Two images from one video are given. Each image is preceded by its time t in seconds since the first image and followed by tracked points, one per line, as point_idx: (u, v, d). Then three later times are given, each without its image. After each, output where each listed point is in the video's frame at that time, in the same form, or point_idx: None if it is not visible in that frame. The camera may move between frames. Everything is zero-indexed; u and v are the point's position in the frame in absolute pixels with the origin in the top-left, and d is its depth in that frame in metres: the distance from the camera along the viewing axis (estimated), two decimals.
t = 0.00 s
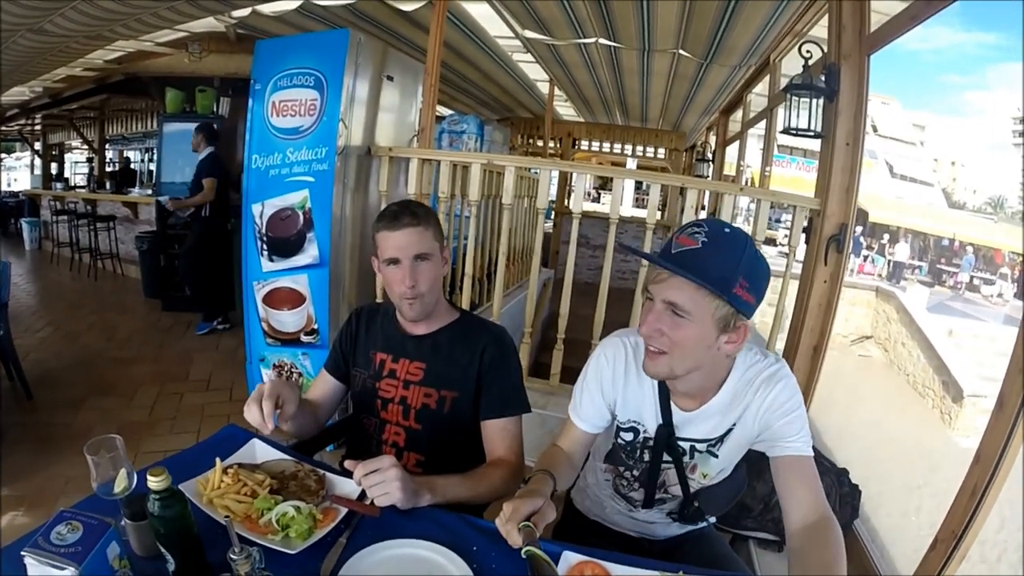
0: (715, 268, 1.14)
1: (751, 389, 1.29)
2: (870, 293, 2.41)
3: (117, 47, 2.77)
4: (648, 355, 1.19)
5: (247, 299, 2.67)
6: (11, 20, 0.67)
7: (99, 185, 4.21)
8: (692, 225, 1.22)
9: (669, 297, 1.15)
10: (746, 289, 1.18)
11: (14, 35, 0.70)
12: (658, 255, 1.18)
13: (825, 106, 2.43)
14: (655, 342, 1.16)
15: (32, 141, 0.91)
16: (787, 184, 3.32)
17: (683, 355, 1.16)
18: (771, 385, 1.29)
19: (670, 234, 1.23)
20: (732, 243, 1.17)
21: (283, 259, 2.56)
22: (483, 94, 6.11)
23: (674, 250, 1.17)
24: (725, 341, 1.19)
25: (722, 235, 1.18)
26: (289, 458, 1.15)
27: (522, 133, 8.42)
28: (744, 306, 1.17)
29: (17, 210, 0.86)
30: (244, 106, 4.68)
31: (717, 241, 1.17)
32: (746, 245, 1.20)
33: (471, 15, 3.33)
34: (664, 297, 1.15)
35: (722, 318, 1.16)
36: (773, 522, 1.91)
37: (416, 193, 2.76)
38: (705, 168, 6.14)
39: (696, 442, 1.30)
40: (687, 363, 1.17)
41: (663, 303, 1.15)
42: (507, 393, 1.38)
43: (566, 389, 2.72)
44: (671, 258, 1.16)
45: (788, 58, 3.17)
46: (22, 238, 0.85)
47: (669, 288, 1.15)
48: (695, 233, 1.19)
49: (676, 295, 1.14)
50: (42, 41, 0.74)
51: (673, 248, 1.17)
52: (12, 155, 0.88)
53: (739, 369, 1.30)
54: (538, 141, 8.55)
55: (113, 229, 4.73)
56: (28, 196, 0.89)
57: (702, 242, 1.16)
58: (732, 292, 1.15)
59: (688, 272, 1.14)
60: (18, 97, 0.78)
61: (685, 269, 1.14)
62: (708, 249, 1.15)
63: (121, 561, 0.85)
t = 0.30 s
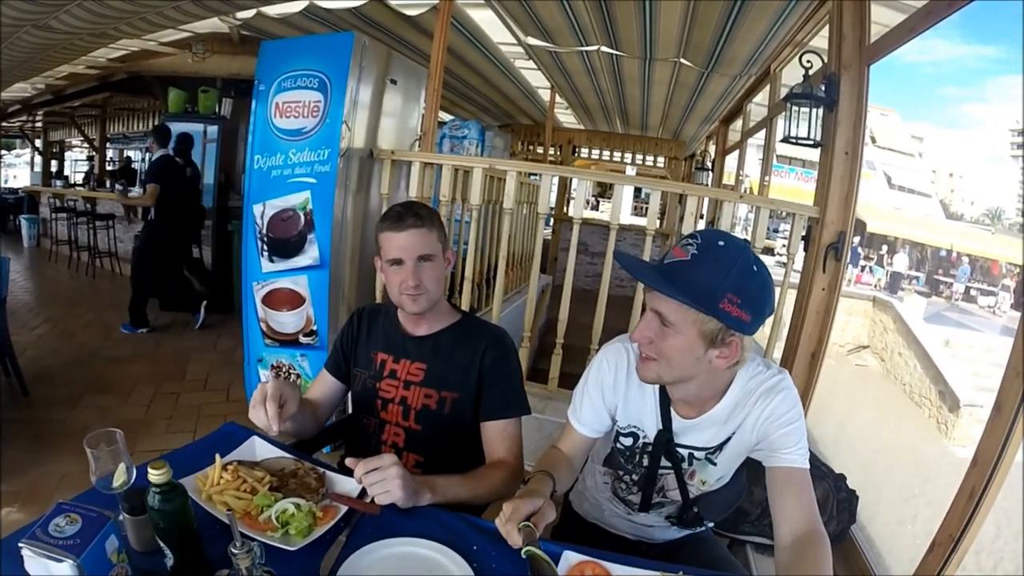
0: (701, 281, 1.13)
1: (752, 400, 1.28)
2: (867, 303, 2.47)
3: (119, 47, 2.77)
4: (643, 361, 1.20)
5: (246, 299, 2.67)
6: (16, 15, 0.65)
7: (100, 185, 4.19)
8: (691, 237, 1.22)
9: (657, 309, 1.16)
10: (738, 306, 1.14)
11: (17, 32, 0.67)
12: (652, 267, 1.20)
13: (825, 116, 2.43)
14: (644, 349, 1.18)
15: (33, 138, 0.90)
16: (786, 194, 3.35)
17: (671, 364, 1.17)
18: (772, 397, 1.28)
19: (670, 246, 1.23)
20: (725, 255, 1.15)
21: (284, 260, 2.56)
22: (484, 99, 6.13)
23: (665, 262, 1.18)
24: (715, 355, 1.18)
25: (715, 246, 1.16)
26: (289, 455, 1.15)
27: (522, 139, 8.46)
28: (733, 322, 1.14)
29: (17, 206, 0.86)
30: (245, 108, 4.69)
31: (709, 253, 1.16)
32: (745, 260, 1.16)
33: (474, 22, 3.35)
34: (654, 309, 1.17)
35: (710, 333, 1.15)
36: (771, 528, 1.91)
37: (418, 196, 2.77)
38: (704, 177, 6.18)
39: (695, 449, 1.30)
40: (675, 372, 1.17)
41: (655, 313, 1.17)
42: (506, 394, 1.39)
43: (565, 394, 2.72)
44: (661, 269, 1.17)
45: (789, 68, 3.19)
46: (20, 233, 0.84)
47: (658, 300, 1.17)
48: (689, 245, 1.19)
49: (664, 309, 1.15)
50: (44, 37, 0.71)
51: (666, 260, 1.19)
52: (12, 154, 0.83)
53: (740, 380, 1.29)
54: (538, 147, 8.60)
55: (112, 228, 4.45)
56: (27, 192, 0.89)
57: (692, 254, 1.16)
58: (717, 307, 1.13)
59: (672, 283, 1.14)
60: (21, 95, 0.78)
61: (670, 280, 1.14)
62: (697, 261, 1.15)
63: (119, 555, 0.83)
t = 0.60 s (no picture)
0: (699, 287, 1.13)
1: (754, 404, 1.28)
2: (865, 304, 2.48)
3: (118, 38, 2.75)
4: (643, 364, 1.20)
5: (244, 293, 2.65)
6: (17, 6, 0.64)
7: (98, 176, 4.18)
8: (690, 241, 1.21)
9: (657, 315, 1.16)
10: (737, 311, 1.14)
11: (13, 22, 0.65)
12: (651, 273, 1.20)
13: (828, 117, 2.41)
14: (645, 353, 1.18)
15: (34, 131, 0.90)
16: (786, 193, 3.35)
17: (672, 370, 1.17)
18: (774, 400, 1.28)
19: (669, 250, 1.22)
20: (724, 259, 1.14)
21: (282, 254, 2.55)
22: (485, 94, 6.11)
23: (664, 268, 1.18)
24: (716, 360, 1.17)
25: (713, 251, 1.15)
26: (288, 453, 1.15)
27: (522, 135, 8.45)
28: (732, 327, 1.14)
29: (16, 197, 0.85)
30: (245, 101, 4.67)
31: (707, 258, 1.15)
32: (744, 264, 1.15)
33: (476, 17, 3.34)
34: (654, 315, 1.16)
35: (710, 338, 1.15)
36: (768, 527, 1.91)
37: (418, 191, 2.76)
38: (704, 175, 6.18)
39: (696, 450, 1.30)
40: (676, 377, 1.18)
41: (654, 319, 1.16)
42: (507, 393, 1.38)
43: (563, 391, 2.72)
44: (659, 275, 1.17)
45: (791, 67, 3.19)
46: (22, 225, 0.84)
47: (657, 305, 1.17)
48: (687, 250, 1.18)
49: (664, 316, 1.15)
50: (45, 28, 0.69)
51: (664, 266, 1.19)
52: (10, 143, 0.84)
53: (742, 384, 1.29)
54: (538, 143, 8.60)
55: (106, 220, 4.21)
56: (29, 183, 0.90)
57: (690, 260, 1.15)
58: (716, 313, 1.12)
59: (671, 289, 1.13)
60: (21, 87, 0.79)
61: (669, 286, 1.14)
62: (695, 267, 1.14)
63: (117, 554, 0.83)
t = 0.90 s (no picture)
0: (715, 296, 1.14)
1: (758, 419, 1.29)
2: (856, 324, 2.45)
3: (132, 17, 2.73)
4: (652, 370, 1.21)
5: (243, 279, 2.64)
6: None
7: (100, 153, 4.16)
8: (709, 251, 1.22)
9: (671, 321, 1.17)
10: (750, 323, 1.15)
11: None
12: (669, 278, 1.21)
13: (835, 138, 2.47)
14: (655, 359, 1.19)
15: (38, 104, 0.82)
16: (786, 211, 3.39)
17: (680, 377, 1.18)
18: (779, 415, 1.30)
19: (688, 259, 1.24)
20: (741, 271, 1.15)
21: (282, 242, 2.54)
22: (492, 95, 6.13)
23: (681, 275, 1.19)
24: (724, 369, 1.19)
25: (732, 262, 1.17)
26: (287, 443, 1.14)
27: (526, 137, 8.47)
28: (744, 339, 1.14)
29: (15, 169, 0.78)
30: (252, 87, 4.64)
31: (725, 269, 1.16)
32: (761, 278, 1.16)
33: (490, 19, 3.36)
34: (669, 321, 1.17)
35: (721, 348, 1.16)
36: (758, 539, 1.92)
37: (424, 187, 2.76)
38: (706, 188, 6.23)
39: (695, 459, 1.31)
40: (683, 385, 1.19)
41: (671, 325, 1.17)
42: (509, 393, 1.39)
43: (558, 395, 2.73)
44: (676, 282, 1.18)
45: (801, 87, 3.23)
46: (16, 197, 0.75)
47: (672, 311, 1.18)
48: (706, 260, 1.19)
49: (678, 321, 1.16)
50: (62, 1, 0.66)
51: (682, 273, 1.20)
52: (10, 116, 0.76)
53: (748, 397, 1.30)
54: (541, 146, 8.64)
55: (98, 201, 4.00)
56: (25, 156, 0.82)
57: (709, 269, 1.16)
58: (729, 323, 1.13)
59: (687, 296, 1.15)
60: (26, 58, 0.73)
61: (684, 293, 1.15)
62: (712, 277, 1.15)
63: (114, 538, 0.80)
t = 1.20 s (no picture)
0: (717, 298, 1.14)
1: (759, 414, 1.30)
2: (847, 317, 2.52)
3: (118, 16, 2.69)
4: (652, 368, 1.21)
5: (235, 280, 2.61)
6: None
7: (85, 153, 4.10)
8: (708, 251, 1.22)
9: (671, 321, 1.17)
10: (751, 324, 1.15)
11: None
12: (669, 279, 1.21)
13: (827, 133, 2.44)
14: (655, 359, 1.20)
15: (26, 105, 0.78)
16: (778, 206, 3.41)
17: (680, 376, 1.19)
18: (780, 416, 1.30)
19: (687, 259, 1.23)
20: (742, 273, 1.16)
21: (275, 243, 2.52)
22: (482, 92, 6.10)
23: (682, 276, 1.19)
24: (725, 369, 1.21)
25: (732, 263, 1.17)
26: (284, 447, 1.13)
27: (517, 134, 8.45)
28: (745, 340, 1.15)
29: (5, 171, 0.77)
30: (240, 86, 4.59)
31: (726, 270, 1.16)
32: (762, 280, 1.17)
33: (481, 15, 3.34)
34: (669, 321, 1.18)
35: (722, 349, 1.17)
36: (755, 533, 1.93)
37: (416, 185, 2.75)
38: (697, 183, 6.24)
39: (694, 456, 1.32)
40: (684, 384, 1.20)
41: (681, 323, 1.16)
42: (506, 393, 1.39)
43: (553, 393, 2.73)
44: (677, 283, 1.18)
45: (791, 82, 3.24)
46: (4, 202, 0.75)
47: (672, 311, 1.18)
48: (707, 260, 1.19)
49: (680, 321, 1.16)
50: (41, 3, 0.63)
51: (682, 274, 1.19)
52: None
53: (749, 390, 1.31)
54: (532, 143, 8.62)
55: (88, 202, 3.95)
56: (14, 158, 0.79)
57: (710, 270, 1.16)
58: (731, 324, 1.14)
59: (688, 297, 1.15)
60: (13, 58, 0.71)
61: (685, 294, 1.15)
62: (713, 278, 1.15)
63: (112, 549, 0.81)
